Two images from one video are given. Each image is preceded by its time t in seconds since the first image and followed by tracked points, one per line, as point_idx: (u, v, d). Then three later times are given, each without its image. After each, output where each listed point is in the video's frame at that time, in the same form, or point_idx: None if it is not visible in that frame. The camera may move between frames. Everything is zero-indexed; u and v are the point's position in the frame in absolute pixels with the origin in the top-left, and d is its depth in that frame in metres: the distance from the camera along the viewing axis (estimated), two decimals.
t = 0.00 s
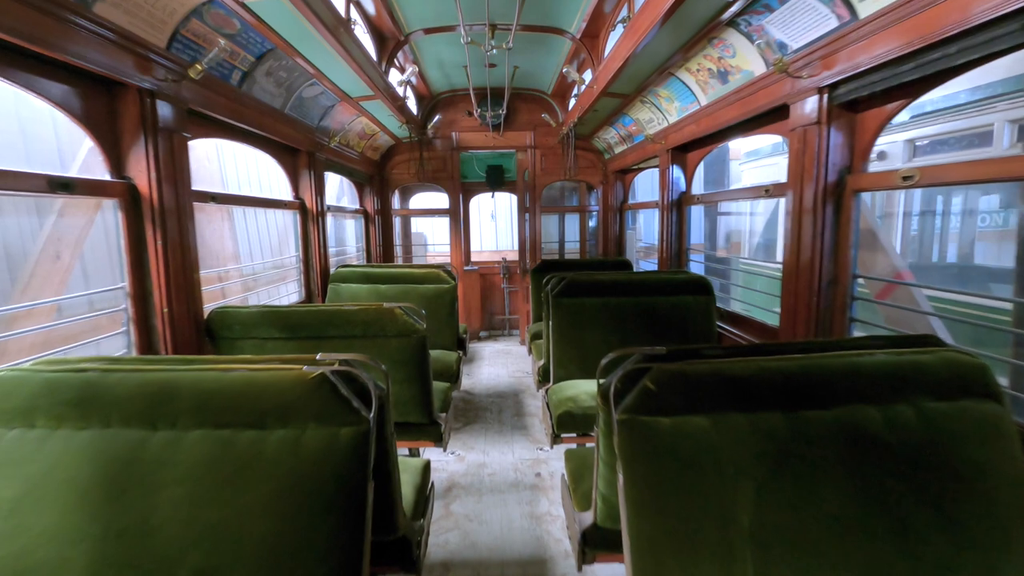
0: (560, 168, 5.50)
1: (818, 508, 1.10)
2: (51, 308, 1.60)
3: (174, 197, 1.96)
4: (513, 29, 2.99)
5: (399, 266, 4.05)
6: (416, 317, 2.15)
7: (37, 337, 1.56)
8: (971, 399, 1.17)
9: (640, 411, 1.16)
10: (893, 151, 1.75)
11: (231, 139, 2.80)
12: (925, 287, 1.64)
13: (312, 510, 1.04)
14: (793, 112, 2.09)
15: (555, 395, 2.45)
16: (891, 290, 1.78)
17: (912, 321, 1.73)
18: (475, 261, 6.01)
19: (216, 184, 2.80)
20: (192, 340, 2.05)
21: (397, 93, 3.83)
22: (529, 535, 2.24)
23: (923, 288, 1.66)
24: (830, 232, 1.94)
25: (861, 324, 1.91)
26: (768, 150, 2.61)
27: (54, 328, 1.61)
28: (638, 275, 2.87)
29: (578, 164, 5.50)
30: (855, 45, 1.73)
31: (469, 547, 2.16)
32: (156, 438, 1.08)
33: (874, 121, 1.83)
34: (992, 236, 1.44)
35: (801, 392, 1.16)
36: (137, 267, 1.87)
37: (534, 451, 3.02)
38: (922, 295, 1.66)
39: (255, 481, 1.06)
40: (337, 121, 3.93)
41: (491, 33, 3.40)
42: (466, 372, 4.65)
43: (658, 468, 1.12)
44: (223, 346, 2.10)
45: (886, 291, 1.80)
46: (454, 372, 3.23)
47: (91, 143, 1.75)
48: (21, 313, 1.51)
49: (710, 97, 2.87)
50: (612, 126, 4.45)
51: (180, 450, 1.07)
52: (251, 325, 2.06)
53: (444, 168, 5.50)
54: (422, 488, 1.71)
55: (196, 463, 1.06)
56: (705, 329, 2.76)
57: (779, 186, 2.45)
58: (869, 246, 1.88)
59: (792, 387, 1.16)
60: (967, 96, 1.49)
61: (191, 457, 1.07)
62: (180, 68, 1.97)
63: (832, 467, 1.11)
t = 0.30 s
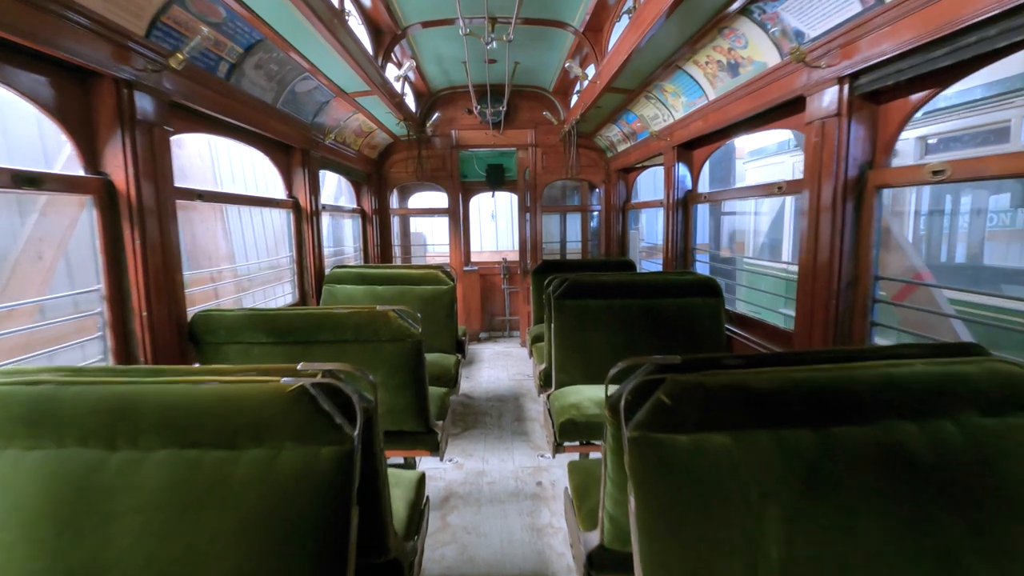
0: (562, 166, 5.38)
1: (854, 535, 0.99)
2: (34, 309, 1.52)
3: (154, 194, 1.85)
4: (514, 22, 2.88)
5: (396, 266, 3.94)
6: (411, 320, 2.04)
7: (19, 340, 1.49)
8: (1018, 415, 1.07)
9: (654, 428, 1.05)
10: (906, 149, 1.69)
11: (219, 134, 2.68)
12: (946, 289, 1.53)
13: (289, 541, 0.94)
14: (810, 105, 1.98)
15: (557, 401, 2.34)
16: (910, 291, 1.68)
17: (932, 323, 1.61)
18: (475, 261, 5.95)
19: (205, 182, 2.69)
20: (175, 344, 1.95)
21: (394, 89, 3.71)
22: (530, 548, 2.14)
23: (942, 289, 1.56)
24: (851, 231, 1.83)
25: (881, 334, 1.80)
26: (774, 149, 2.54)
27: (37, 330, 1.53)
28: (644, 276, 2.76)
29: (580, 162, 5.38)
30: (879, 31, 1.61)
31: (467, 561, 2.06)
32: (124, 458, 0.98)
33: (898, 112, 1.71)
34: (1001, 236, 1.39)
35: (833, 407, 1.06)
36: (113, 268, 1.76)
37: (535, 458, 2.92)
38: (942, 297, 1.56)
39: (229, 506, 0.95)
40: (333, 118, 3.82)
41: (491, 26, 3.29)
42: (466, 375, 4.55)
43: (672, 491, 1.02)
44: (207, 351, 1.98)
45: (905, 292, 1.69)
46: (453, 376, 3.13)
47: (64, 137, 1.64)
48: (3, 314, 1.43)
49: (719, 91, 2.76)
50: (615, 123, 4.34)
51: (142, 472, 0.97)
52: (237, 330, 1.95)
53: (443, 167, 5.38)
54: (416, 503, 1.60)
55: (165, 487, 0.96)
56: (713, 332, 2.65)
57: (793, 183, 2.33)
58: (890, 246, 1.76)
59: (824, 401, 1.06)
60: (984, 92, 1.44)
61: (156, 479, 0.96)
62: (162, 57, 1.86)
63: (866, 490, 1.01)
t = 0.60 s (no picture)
0: (563, 165, 5.28)
1: (887, 566, 0.91)
2: (18, 312, 1.47)
3: (136, 192, 1.77)
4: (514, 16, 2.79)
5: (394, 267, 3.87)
6: (406, 325, 1.94)
7: (4, 343, 1.44)
8: None
9: (667, 448, 0.97)
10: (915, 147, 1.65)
11: (208, 130, 2.59)
12: (967, 290, 1.47)
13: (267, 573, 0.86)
14: (823, 100, 1.90)
15: (560, 408, 2.24)
16: (926, 294, 1.62)
17: (949, 328, 1.57)
18: (474, 261, 5.88)
19: (195, 181, 2.62)
20: (159, 350, 1.86)
21: (391, 86, 3.62)
22: (531, 561, 2.05)
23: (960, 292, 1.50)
24: (870, 232, 1.73)
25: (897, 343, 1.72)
26: (779, 147, 2.51)
27: (22, 334, 1.48)
28: (648, 277, 2.66)
29: (582, 161, 5.28)
30: (901, 20, 1.51)
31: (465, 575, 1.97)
32: (94, 481, 0.91)
33: (920, 106, 1.62)
34: (1008, 236, 1.38)
35: (863, 425, 0.98)
36: (92, 271, 1.67)
37: (536, 465, 2.83)
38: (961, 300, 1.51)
39: (201, 537, 0.87)
40: (329, 115, 3.72)
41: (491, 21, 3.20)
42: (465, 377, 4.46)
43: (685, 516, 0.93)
44: (192, 358, 1.89)
45: (920, 295, 1.63)
46: (451, 380, 3.04)
47: (38, 132, 1.55)
48: None
49: (726, 86, 2.67)
50: (618, 120, 4.25)
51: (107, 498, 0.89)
52: (224, 335, 1.86)
53: (443, 166, 5.28)
54: (410, 520, 1.51)
55: (136, 515, 0.88)
56: (720, 336, 2.56)
57: (805, 181, 2.23)
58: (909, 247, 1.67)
59: (853, 418, 0.98)
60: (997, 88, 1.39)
61: (124, 505, 0.89)
62: (145, 49, 1.77)
63: (896, 515, 0.93)
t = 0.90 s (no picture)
0: (564, 164, 5.17)
1: None
2: None
3: (110, 191, 1.66)
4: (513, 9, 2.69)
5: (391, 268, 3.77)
6: (400, 332, 1.84)
7: None
8: None
9: (682, 480, 0.87)
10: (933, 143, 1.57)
11: (195, 127, 2.49)
12: (990, 296, 1.39)
13: None
14: (841, 95, 1.80)
15: (562, 418, 2.14)
16: (944, 299, 1.53)
17: (972, 337, 1.48)
18: (474, 261, 5.79)
19: (183, 180, 2.53)
20: (138, 359, 1.76)
21: (387, 82, 3.51)
22: None
23: (983, 298, 1.42)
24: (892, 234, 1.62)
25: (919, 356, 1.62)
26: (784, 145, 2.46)
27: None
28: (653, 280, 2.56)
29: (584, 159, 5.17)
30: (929, 9, 1.40)
31: None
32: (43, 518, 0.82)
33: (948, 100, 1.52)
34: (1016, 236, 1.35)
35: (903, 454, 0.88)
36: (63, 277, 1.57)
37: (537, 474, 2.72)
38: (983, 305, 1.43)
39: None
40: (324, 112, 3.62)
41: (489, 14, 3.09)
42: (464, 381, 4.36)
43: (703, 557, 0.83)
44: (173, 367, 1.78)
45: (937, 301, 1.55)
46: (449, 386, 2.94)
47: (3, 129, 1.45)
48: None
49: (735, 82, 2.56)
50: (621, 118, 4.14)
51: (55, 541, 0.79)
52: (205, 343, 1.76)
53: (441, 164, 5.17)
54: (402, 543, 1.40)
55: (87, 559, 0.78)
56: (729, 342, 2.45)
57: (819, 180, 2.12)
58: (936, 252, 1.56)
59: (891, 446, 0.88)
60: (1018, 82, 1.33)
61: (74, 547, 0.79)
62: (120, 39, 1.66)
63: (947, 559, 0.82)
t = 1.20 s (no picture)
0: (565, 163, 5.08)
1: None
2: None
3: (89, 190, 1.59)
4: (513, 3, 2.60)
5: (387, 270, 3.69)
6: (395, 339, 1.76)
7: None
8: None
9: (698, 512, 0.79)
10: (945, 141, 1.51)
11: (183, 124, 2.41)
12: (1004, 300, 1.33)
13: None
14: (856, 90, 1.72)
15: (564, 427, 2.06)
16: (961, 304, 1.46)
17: (991, 345, 1.41)
18: (473, 261, 5.72)
19: (174, 179, 2.50)
20: (118, 367, 1.68)
21: (384, 78, 3.42)
22: None
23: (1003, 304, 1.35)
24: (912, 236, 1.53)
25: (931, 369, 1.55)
26: (788, 144, 2.42)
27: None
28: (657, 284, 2.48)
29: (585, 158, 5.08)
30: None
31: None
32: None
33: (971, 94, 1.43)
34: None
35: (941, 484, 0.80)
36: (38, 281, 1.48)
37: (538, 484, 2.64)
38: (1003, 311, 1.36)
39: None
40: (319, 109, 3.53)
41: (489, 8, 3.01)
42: (463, 384, 4.28)
43: None
44: (156, 376, 1.70)
45: (954, 306, 1.48)
46: (447, 392, 2.86)
47: None
48: None
49: (742, 77, 2.48)
50: (623, 115, 4.05)
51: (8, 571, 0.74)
52: (190, 351, 1.68)
53: (440, 163, 5.09)
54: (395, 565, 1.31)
55: None
56: (736, 347, 2.36)
57: (832, 180, 2.04)
58: (958, 256, 1.47)
59: (928, 475, 0.80)
60: None
61: None
62: (99, 31, 1.58)
63: None
